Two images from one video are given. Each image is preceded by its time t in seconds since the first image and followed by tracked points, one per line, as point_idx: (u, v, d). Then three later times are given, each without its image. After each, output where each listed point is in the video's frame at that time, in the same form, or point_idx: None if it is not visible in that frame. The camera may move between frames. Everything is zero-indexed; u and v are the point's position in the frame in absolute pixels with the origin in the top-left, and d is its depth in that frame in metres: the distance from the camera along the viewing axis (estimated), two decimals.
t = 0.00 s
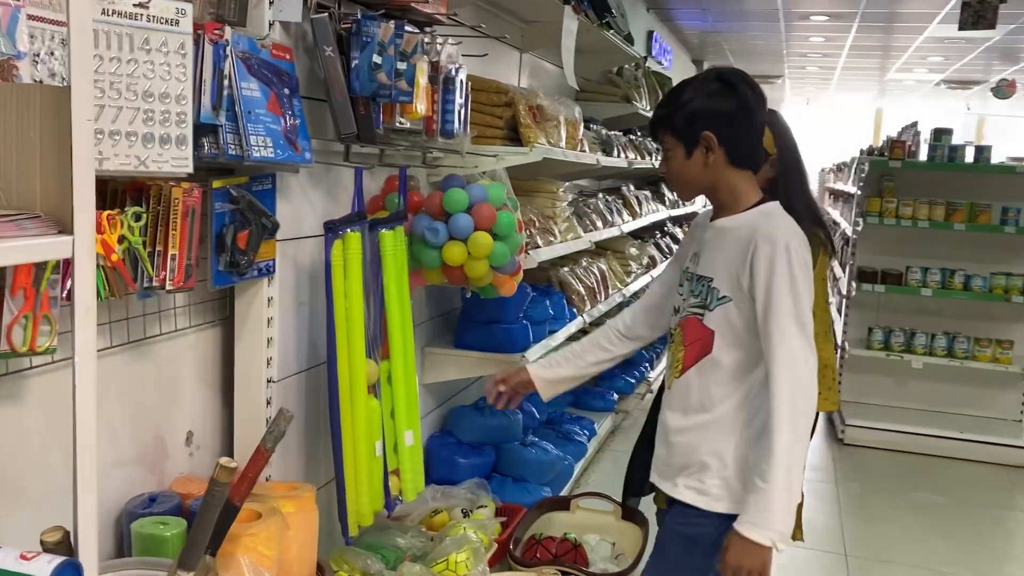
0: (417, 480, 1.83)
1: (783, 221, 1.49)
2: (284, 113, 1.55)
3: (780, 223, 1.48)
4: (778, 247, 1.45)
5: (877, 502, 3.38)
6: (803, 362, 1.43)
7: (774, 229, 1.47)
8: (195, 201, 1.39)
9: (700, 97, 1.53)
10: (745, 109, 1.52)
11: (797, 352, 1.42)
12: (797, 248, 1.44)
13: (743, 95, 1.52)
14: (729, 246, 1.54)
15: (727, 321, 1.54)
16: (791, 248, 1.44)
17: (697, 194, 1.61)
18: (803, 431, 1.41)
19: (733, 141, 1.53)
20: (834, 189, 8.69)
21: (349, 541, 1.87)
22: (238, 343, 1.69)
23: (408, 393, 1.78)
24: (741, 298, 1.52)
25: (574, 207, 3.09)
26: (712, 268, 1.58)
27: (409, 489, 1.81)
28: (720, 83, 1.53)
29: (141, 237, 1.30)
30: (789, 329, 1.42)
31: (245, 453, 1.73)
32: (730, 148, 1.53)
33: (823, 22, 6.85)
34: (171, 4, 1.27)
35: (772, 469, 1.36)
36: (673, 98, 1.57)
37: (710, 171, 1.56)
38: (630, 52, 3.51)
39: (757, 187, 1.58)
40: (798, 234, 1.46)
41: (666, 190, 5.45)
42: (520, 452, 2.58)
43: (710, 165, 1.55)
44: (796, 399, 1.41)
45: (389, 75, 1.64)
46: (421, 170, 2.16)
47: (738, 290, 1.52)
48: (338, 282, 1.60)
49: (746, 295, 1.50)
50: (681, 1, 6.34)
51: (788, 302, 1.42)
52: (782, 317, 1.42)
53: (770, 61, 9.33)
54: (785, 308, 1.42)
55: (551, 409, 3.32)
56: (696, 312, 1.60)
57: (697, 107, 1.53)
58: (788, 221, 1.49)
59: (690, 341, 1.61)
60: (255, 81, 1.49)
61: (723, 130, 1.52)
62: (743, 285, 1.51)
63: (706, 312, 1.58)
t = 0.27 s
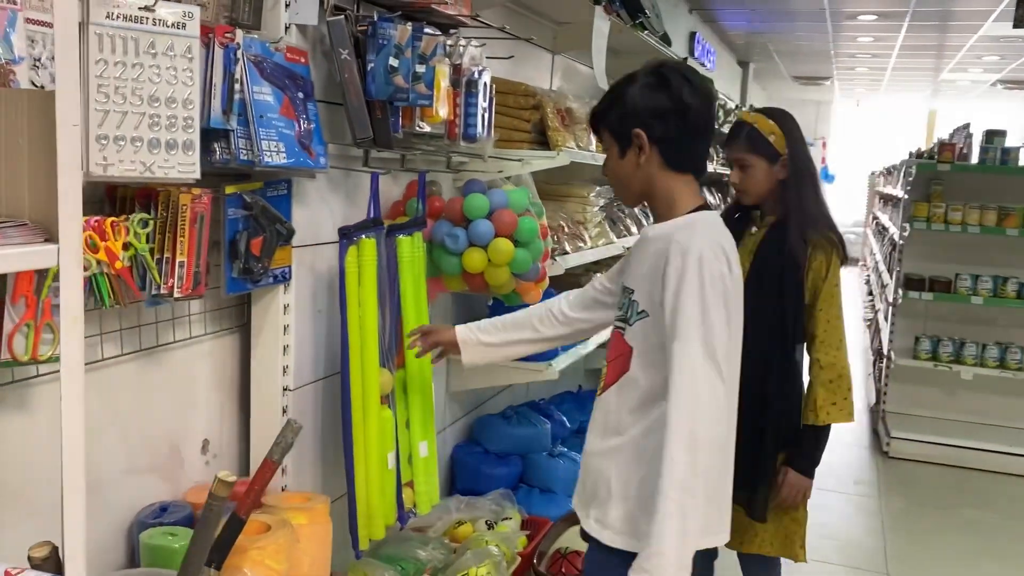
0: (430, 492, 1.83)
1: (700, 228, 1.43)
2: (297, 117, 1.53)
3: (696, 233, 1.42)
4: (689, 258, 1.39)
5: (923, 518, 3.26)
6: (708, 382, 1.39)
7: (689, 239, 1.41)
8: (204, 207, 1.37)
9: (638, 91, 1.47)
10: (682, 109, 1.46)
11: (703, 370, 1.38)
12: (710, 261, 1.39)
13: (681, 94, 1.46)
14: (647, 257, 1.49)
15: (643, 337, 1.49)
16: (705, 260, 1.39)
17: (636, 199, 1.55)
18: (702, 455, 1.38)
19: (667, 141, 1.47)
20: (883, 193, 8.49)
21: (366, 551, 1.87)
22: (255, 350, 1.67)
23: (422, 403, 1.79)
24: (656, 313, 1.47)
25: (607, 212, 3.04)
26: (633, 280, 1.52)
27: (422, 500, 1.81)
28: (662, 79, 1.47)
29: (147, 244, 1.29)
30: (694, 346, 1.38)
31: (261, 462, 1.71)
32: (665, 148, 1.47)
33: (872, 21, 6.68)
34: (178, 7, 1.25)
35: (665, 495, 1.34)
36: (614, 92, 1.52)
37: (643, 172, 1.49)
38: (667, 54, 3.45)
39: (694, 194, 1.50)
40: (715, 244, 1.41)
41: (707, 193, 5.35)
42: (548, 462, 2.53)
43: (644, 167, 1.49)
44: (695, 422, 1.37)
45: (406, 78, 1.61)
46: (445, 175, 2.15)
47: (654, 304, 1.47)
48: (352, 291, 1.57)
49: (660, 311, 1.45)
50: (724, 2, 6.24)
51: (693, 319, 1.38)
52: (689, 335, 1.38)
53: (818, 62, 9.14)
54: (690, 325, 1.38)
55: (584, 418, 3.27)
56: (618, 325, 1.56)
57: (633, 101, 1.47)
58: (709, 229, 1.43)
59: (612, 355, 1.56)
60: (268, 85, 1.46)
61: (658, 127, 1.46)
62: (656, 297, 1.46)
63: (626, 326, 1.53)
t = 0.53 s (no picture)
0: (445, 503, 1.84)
1: (623, 222, 1.31)
2: (316, 124, 1.52)
3: (611, 229, 1.30)
4: (601, 254, 1.28)
5: (969, 536, 3.14)
6: (614, 389, 1.26)
7: (604, 235, 1.30)
8: (220, 214, 1.37)
9: (568, 83, 1.31)
10: (610, 105, 1.29)
11: (609, 376, 1.25)
12: (624, 257, 1.27)
13: (608, 88, 1.28)
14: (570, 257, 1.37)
15: (567, 343, 1.36)
16: (619, 257, 1.27)
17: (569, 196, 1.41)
18: (602, 468, 1.24)
19: (597, 139, 1.31)
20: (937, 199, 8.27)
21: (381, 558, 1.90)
22: (276, 357, 1.67)
23: (439, 413, 1.81)
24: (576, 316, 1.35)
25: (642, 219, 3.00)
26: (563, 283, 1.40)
27: (438, 510, 1.82)
28: (594, 68, 1.30)
29: (161, 250, 1.29)
30: (600, 349, 1.26)
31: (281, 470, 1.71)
32: (595, 147, 1.32)
33: (924, 23, 6.52)
34: (192, 14, 1.25)
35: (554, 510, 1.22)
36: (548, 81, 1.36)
37: (573, 169, 1.36)
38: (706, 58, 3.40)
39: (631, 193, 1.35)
40: (632, 239, 1.28)
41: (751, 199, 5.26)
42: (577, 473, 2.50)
43: (575, 165, 1.35)
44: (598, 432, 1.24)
45: (427, 85, 1.59)
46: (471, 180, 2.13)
47: (575, 307, 1.34)
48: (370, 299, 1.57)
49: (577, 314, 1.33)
50: (771, 5, 6.14)
51: (601, 321, 1.26)
52: (596, 337, 1.26)
53: (869, 65, 8.94)
54: (599, 325, 1.26)
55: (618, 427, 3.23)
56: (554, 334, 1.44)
57: (561, 92, 1.32)
58: (632, 226, 1.30)
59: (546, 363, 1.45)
60: (286, 91, 1.45)
61: (585, 124, 1.30)
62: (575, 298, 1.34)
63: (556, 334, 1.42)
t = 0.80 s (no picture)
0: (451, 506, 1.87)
1: (560, 220, 1.27)
2: (319, 127, 1.52)
3: (545, 228, 1.27)
4: (532, 254, 1.25)
5: (1005, 552, 3.04)
6: (540, 390, 1.24)
7: (538, 234, 1.26)
8: (219, 216, 1.38)
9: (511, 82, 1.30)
10: (549, 105, 1.27)
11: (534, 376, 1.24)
12: (554, 258, 1.24)
13: (547, 89, 1.27)
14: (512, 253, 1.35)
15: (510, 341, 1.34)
16: (548, 257, 1.24)
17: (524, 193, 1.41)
18: (522, 468, 1.23)
19: (540, 138, 1.30)
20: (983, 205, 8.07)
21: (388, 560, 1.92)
22: (282, 360, 1.67)
23: (446, 418, 1.83)
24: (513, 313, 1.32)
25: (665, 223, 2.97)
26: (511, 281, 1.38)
27: (443, 514, 1.84)
28: (537, 67, 1.28)
29: (159, 252, 1.30)
30: (525, 348, 1.24)
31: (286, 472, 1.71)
32: (539, 146, 1.31)
33: (969, 25, 6.38)
34: (188, 17, 1.27)
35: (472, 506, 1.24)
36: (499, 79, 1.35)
37: (522, 168, 1.35)
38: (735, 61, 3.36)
39: (580, 191, 1.33)
40: (563, 239, 1.25)
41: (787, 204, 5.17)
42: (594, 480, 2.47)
43: (523, 165, 1.34)
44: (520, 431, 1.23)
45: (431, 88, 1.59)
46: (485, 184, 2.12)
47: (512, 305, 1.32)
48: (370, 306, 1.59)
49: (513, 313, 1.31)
50: (810, 8, 6.04)
51: (530, 321, 1.24)
52: (521, 337, 1.24)
53: (915, 68, 8.76)
54: (527, 324, 1.24)
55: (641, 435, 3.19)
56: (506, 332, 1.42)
57: (506, 90, 1.31)
58: (568, 224, 1.27)
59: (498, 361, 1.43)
60: (289, 95, 1.46)
61: (527, 123, 1.29)
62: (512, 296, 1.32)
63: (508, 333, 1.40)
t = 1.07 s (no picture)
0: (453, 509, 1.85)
1: (541, 224, 1.28)
2: (314, 130, 1.53)
3: (526, 231, 1.27)
4: (512, 257, 1.26)
5: None
6: (521, 390, 1.24)
7: (519, 237, 1.27)
8: (209, 219, 1.40)
9: (495, 87, 1.30)
10: (536, 109, 1.28)
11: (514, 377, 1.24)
12: (535, 261, 1.24)
13: (533, 93, 1.27)
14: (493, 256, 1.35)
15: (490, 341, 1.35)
16: (528, 260, 1.24)
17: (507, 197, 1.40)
18: (503, 466, 1.23)
19: (527, 143, 1.30)
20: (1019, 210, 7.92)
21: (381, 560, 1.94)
22: (278, 360, 1.69)
23: (447, 420, 1.82)
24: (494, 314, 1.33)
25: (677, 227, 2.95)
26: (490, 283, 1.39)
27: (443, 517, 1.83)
28: (521, 72, 1.29)
29: (149, 253, 1.33)
30: (507, 349, 1.25)
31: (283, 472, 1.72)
32: (526, 152, 1.30)
33: (1003, 27, 6.27)
34: (177, 21, 1.29)
35: (456, 501, 1.25)
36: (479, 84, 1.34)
37: (507, 173, 1.34)
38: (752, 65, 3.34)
39: (563, 194, 1.34)
40: (544, 242, 1.25)
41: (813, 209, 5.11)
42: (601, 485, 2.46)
43: (509, 170, 1.33)
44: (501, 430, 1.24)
45: (424, 91, 1.61)
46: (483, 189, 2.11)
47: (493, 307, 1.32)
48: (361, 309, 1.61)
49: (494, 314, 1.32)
50: (838, 11, 5.98)
51: (511, 322, 1.25)
52: (503, 337, 1.25)
53: (949, 71, 8.61)
54: (508, 325, 1.25)
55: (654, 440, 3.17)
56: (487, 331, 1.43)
57: (490, 96, 1.30)
58: (548, 228, 1.27)
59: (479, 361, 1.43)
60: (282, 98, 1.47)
61: (514, 128, 1.29)
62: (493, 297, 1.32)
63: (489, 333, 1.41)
